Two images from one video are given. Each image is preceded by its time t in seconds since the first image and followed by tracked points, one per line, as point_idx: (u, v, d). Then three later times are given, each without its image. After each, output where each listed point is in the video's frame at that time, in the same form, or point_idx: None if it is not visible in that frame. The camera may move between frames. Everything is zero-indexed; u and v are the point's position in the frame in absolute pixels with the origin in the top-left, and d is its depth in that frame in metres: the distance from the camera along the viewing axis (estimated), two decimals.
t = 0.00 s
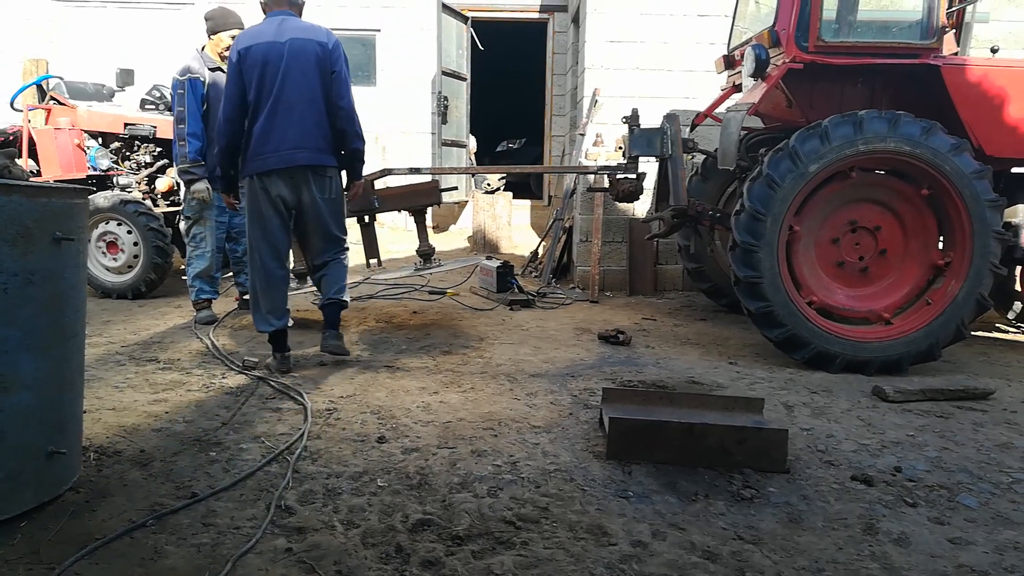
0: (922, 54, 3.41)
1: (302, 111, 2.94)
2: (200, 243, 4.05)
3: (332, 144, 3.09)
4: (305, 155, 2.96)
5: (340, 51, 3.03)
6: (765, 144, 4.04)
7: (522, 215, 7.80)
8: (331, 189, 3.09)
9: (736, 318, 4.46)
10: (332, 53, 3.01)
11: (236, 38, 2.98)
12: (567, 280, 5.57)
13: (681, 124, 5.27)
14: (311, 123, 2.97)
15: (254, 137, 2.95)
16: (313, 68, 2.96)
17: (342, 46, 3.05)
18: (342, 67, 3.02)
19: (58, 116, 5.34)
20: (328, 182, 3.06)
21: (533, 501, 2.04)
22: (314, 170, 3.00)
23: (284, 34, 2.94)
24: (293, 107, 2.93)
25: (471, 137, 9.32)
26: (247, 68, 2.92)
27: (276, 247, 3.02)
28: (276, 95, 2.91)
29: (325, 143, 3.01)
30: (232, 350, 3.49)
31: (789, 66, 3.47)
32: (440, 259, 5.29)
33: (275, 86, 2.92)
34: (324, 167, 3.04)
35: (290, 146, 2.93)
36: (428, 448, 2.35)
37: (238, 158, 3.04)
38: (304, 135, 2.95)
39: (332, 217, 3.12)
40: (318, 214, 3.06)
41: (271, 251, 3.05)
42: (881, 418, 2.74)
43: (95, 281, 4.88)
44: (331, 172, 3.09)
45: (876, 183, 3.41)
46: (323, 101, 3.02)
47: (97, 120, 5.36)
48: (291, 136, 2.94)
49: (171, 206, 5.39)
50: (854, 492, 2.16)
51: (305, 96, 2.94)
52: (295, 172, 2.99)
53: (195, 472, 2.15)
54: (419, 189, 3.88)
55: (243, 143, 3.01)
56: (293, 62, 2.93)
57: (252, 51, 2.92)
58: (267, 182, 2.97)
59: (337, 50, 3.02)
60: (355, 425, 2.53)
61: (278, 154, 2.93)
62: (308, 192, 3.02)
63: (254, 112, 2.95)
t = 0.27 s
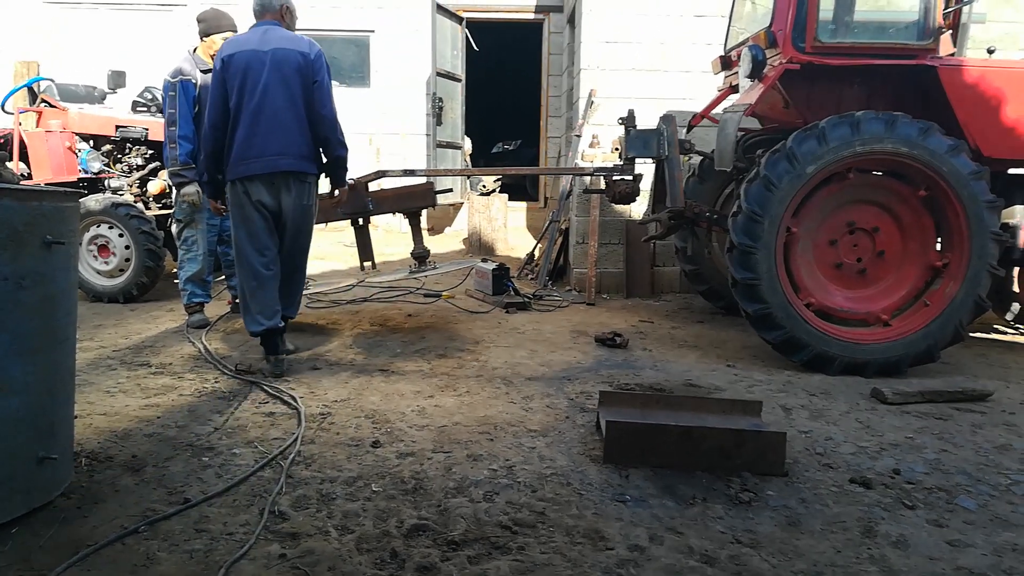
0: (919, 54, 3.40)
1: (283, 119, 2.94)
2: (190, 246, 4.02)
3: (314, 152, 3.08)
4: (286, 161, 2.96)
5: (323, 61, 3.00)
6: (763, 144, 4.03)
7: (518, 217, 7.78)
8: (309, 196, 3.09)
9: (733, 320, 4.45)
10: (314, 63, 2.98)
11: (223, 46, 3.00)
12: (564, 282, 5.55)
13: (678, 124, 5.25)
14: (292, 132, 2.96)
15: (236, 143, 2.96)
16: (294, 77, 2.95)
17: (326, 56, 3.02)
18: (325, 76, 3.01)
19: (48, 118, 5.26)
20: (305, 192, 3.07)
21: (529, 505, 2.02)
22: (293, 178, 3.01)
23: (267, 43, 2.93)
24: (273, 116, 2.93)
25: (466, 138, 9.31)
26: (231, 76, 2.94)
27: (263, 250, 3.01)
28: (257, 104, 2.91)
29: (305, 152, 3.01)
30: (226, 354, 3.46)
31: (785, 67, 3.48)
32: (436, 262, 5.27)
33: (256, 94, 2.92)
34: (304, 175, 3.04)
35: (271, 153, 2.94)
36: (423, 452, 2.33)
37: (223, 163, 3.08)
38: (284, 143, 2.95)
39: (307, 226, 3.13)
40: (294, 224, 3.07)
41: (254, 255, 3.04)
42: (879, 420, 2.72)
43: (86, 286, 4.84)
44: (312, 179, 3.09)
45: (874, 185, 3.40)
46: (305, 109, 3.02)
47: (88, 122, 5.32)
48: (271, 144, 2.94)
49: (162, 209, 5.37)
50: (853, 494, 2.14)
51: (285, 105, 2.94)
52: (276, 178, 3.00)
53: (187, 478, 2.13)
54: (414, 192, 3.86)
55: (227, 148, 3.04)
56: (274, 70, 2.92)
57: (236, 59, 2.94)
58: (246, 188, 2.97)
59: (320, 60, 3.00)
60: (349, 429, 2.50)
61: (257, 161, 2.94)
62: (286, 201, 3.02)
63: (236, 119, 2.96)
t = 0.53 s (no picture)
0: (917, 51, 3.38)
1: (269, 119, 3.05)
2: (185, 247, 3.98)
3: (299, 155, 3.18)
4: (267, 160, 3.06)
5: (315, 70, 3.12)
6: (762, 142, 4.01)
7: (516, 216, 7.77)
8: (292, 195, 3.17)
9: (732, 318, 4.43)
10: (306, 70, 3.10)
11: (222, 42, 3.13)
12: (562, 282, 5.53)
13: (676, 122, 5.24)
14: (277, 133, 3.07)
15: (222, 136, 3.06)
16: (284, 80, 3.07)
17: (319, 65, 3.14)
18: (314, 83, 3.12)
19: (43, 119, 5.28)
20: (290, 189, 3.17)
21: (528, 507, 2.00)
22: (275, 176, 3.10)
23: (263, 45, 3.06)
24: (261, 114, 3.04)
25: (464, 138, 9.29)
26: (224, 71, 3.06)
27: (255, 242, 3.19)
28: (246, 100, 3.02)
29: (289, 153, 3.11)
30: (223, 356, 3.44)
31: (784, 64, 3.46)
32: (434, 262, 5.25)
33: (246, 91, 3.03)
34: (286, 175, 3.14)
35: (253, 150, 3.04)
36: (421, 453, 2.31)
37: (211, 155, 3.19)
38: (268, 142, 3.05)
39: (290, 225, 3.19)
40: (277, 219, 3.15)
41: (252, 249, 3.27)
42: (879, 419, 2.71)
43: (81, 288, 4.83)
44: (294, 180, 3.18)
45: (873, 182, 3.39)
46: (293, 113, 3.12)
47: (82, 123, 5.28)
48: (256, 141, 3.04)
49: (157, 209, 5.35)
50: (853, 494, 2.13)
51: (273, 105, 3.05)
52: (258, 174, 3.10)
53: (184, 481, 2.11)
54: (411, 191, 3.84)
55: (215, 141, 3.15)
56: (267, 71, 3.04)
57: (231, 56, 3.06)
58: (230, 181, 3.08)
59: (312, 68, 3.12)
60: (347, 431, 2.49)
61: (241, 155, 3.03)
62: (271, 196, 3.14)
63: (223, 114, 3.08)
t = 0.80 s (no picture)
0: (914, 53, 3.40)
1: (247, 122, 3.12)
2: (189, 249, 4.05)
3: (281, 156, 3.20)
4: (245, 161, 3.12)
5: (293, 70, 3.13)
6: (760, 144, 4.01)
7: (514, 220, 7.78)
8: (272, 197, 3.19)
9: (731, 320, 4.44)
10: (284, 71, 3.13)
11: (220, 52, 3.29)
12: (561, 284, 5.54)
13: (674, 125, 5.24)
14: (254, 134, 3.12)
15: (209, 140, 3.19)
16: (262, 82, 3.12)
17: (298, 66, 3.14)
18: (291, 84, 3.12)
19: (42, 125, 5.27)
20: (268, 191, 3.18)
21: (527, 509, 2.00)
22: (252, 177, 3.15)
23: (246, 49, 3.15)
24: (240, 117, 3.12)
25: (462, 141, 9.30)
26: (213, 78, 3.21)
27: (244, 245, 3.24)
28: (227, 103, 3.12)
29: (266, 154, 3.14)
30: (222, 360, 3.45)
31: (781, 67, 3.48)
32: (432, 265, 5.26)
33: (229, 96, 3.14)
34: (264, 176, 3.17)
35: (232, 153, 3.12)
36: (421, 456, 2.32)
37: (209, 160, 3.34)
38: (245, 143, 3.11)
39: (272, 227, 3.20)
40: (258, 221, 3.17)
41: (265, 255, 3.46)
42: (878, 420, 2.72)
43: (81, 292, 4.84)
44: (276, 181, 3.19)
45: (871, 184, 3.40)
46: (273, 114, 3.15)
47: (82, 129, 5.30)
48: (235, 143, 3.12)
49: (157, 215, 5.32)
50: (853, 495, 2.13)
51: (251, 107, 3.11)
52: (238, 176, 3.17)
53: (184, 485, 2.11)
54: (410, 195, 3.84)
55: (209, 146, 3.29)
56: (246, 75, 3.12)
57: (220, 63, 3.20)
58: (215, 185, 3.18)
59: (290, 68, 3.12)
60: (346, 435, 2.49)
61: (221, 157, 3.14)
62: (250, 198, 3.18)
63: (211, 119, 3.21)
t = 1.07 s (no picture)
0: (906, 49, 3.40)
1: (208, 116, 3.19)
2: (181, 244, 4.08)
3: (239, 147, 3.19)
4: (204, 154, 3.19)
5: (241, 58, 3.08)
6: (752, 140, 4.02)
7: (508, 217, 7.79)
8: (232, 191, 3.21)
9: (724, 317, 4.45)
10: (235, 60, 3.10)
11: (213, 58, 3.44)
12: (555, 281, 5.54)
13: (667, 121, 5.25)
14: (212, 127, 3.17)
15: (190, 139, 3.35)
16: (219, 75, 3.15)
17: (246, 52, 3.08)
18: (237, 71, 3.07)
19: (33, 123, 5.22)
20: (228, 187, 3.20)
21: (522, 507, 2.00)
22: (211, 170, 3.21)
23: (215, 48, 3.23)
24: (204, 112, 3.20)
25: (456, 138, 9.29)
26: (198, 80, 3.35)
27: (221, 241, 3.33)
28: (197, 101, 3.24)
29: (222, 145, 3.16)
30: (215, 359, 3.43)
31: (774, 63, 3.47)
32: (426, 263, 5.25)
33: (198, 94, 3.25)
34: (222, 168, 3.19)
35: (196, 147, 3.22)
36: (414, 455, 2.31)
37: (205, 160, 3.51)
38: (204, 136, 3.18)
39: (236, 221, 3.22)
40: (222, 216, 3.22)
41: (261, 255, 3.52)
42: (871, 416, 2.72)
43: (71, 291, 4.79)
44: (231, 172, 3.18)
45: (864, 180, 3.40)
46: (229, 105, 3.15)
47: (72, 126, 5.26)
48: (199, 137, 3.21)
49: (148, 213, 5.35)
50: (846, 491, 2.13)
51: (209, 101, 3.17)
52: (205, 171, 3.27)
53: (177, 485, 2.10)
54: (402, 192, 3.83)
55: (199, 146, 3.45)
56: (210, 71, 3.19)
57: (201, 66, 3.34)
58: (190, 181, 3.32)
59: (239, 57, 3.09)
60: (340, 433, 2.49)
61: (190, 153, 3.26)
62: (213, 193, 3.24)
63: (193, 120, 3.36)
